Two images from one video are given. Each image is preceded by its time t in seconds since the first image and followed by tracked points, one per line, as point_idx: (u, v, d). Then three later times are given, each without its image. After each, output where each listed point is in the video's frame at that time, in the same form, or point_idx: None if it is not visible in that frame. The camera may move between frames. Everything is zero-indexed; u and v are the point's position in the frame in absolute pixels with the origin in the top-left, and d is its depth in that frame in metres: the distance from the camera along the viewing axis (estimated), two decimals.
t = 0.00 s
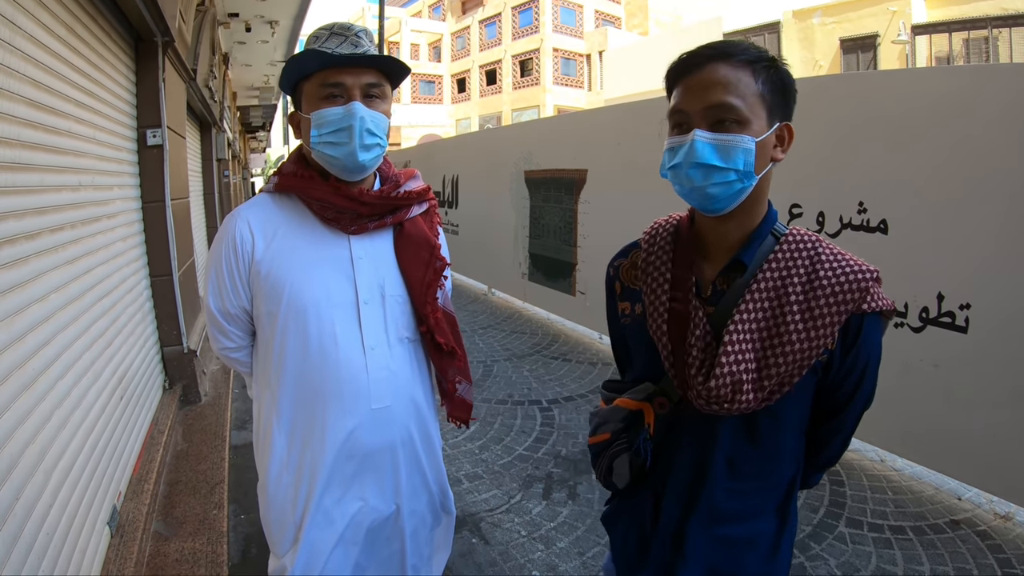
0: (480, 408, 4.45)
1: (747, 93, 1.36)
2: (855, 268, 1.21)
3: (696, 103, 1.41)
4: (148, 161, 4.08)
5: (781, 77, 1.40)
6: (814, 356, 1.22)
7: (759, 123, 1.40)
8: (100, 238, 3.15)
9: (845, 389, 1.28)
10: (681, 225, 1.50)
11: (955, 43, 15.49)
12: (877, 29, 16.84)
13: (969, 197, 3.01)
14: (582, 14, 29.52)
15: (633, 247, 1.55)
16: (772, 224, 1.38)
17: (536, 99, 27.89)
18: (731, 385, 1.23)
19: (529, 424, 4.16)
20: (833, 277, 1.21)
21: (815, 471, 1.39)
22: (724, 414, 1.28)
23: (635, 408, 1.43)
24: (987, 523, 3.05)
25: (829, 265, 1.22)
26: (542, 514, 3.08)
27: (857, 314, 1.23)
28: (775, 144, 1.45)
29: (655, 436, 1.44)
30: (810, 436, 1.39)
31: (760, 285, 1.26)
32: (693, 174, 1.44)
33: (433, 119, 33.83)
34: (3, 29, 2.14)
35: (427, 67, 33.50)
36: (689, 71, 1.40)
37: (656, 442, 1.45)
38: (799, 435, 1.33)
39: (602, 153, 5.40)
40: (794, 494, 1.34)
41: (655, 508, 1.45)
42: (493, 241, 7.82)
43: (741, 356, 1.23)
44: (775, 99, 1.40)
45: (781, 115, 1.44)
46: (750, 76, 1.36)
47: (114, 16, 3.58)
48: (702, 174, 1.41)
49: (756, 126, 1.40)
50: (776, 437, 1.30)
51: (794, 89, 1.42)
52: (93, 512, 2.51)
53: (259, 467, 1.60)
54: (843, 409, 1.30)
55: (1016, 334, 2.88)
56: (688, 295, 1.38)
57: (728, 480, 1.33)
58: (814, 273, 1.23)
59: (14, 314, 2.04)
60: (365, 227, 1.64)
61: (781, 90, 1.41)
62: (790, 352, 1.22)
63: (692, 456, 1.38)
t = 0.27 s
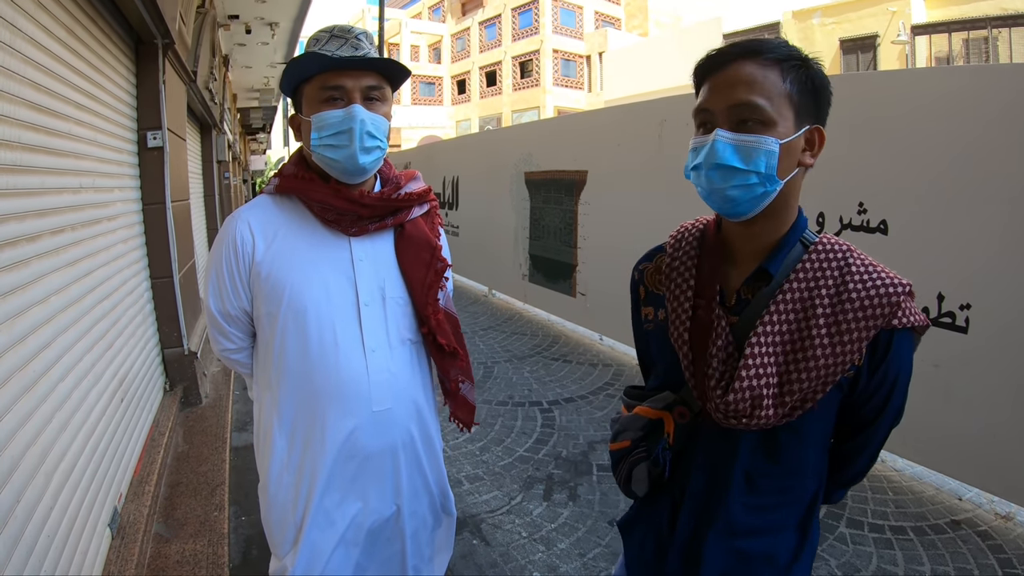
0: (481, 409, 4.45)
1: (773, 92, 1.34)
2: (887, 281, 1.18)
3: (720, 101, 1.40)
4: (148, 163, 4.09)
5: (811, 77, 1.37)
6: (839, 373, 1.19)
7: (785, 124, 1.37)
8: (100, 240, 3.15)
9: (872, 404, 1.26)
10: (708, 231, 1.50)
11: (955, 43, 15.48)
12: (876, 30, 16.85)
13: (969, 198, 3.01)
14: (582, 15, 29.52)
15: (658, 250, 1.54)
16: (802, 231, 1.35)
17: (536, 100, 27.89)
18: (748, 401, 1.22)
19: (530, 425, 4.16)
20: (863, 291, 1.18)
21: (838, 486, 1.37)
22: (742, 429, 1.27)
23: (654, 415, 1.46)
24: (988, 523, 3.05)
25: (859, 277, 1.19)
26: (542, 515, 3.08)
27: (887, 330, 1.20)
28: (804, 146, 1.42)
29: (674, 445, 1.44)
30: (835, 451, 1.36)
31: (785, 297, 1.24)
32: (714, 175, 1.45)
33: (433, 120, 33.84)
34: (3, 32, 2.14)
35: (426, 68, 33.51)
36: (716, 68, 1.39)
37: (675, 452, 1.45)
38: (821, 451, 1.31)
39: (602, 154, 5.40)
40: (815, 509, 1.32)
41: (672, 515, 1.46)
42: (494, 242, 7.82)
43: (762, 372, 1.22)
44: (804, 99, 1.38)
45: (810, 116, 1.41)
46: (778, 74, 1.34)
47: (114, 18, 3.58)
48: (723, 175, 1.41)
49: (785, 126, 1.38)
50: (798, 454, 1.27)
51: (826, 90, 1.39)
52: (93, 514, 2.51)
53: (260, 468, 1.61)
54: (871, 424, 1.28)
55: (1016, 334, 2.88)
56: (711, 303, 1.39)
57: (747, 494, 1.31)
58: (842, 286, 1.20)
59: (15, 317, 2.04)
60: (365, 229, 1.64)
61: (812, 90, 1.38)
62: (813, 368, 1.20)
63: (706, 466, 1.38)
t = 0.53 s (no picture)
0: (481, 411, 4.45)
1: (770, 92, 1.32)
2: (897, 296, 1.14)
3: (719, 101, 1.41)
4: (148, 165, 4.09)
5: (822, 76, 1.32)
6: (840, 390, 1.17)
7: (783, 126, 1.34)
8: (100, 241, 3.15)
9: (883, 421, 1.21)
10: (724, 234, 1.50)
11: (954, 44, 15.47)
12: (876, 31, 16.86)
13: (970, 199, 3.00)
14: (582, 17, 29.55)
15: (674, 251, 1.58)
16: (815, 238, 1.32)
17: (535, 101, 27.90)
18: (741, 412, 1.23)
19: (530, 428, 4.15)
20: (869, 306, 1.15)
21: (853, 501, 1.33)
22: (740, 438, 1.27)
23: (661, 415, 1.50)
24: (988, 524, 3.05)
25: (867, 291, 1.16)
26: (542, 518, 3.08)
27: (896, 349, 1.16)
28: (811, 149, 1.36)
29: (680, 445, 1.46)
30: (851, 465, 1.32)
31: (790, 308, 1.23)
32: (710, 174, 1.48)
33: (432, 121, 33.85)
34: (3, 34, 2.14)
35: (426, 69, 33.53)
36: (724, 67, 1.40)
37: (681, 453, 1.46)
38: (826, 463, 1.28)
39: (602, 156, 5.40)
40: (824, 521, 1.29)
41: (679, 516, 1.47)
42: (494, 243, 7.82)
43: (758, 383, 1.22)
44: (809, 101, 1.33)
45: (821, 117, 1.34)
46: (779, 75, 1.31)
47: (114, 20, 3.58)
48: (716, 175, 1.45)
49: (783, 127, 1.34)
50: (800, 465, 1.26)
51: (835, 95, 1.34)
52: (93, 516, 2.51)
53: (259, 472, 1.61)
54: (884, 440, 1.24)
55: (1017, 335, 2.88)
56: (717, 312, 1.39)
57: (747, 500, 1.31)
58: (849, 300, 1.17)
59: (15, 318, 2.04)
60: (365, 231, 1.64)
61: (819, 90, 1.33)
62: (811, 383, 1.18)
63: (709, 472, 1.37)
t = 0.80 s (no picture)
0: (481, 412, 4.45)
1: (744, 89, 1.35)
2: (882, 292, 1.14)
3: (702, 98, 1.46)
4: (148, 167, 4.09)
5: (805, 76, 1.33)
6: (823, 382, 1.18)
7: (756, 120, 1.36)
8: (100, 243, 3.15)
9: (868, 415, 1.23)
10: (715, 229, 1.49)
11: (955, 45, 15.47)
12: (876, 32, 16.88)
13: (969, 199, 3.01)
14: (582, 19, 29.57)
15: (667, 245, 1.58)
16: (801, 232, 1.33)
17: (535, 102, 27.90)
18: (726, 402, 1.24)
19: (530, 429, 4.15)
20: (853, 301, 1.15)
21: (840, 495, 1.35)
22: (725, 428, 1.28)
23: (649, 408, 1.49)
24: (989, 525, 3.05)
25: (852, 286, 1.16)
26: (543, 519, 3.07)
27: (879, 344, 1.17)
28: (785, 147, 1.35)
29: (668, 438, 1.47)
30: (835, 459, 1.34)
31: (775, 302, 1.24)
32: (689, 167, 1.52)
33: (432, 123, 33.86)
34: (3, 35, 2.15)
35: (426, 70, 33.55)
36: (713, 67, 1.45)
37: (669, 446, 1.47)
38: (810, 457, 1.29)
39: (602, 157, 5.40)
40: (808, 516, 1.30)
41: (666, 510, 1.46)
42: (494, 245, 7.82)
43: (743, 373, 1.23)
44: (785, 98, 1.33)
45: (801, 114, 1.34)
46: (756, 73, 1.35)
47: (114, 21, 3.59)
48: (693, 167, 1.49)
49: (755, 122, 1.36)
50: (783, 460, 1.26)
51: (815, 94, 1.33)
52: (93, 518, 2.51)
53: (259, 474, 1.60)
54: (868, 434, 1.25)
55: (1016, 336, 2.88)
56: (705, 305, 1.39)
57: (732, 496, 1.31)
58: (834, 294, 1.19)
59: (15, 319, 2.04)
60: (365, 233, 1.64)
61: (794, 88, 1.33)
62: (795, 375, 1.19)
63: (695, 465, 1.39)
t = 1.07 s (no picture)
0: (481, 414, 4.45)
1: (727, 88, 1.36)
2: (858, 283, 1.16)
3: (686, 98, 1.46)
4: (148, 167, 4.09)
5: (784, 78, 1.35)
6: (804, 369, 1.19)
7: (739, 118, 1.37)
8: (100, 243, 3.15)
9: (846, 404, 1.24)
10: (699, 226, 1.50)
11: (955, 46, 15.46)
12: (876, 34, 16.88)
13: (968, 199, 3.01)
14: (582, 20, 29.58)
15: (650, 243, 1.58)
16: (781, 228, 1.33)
17: (536, 103, 27.90)
18: (711, 388, 1.23)
19: (530, 430, 4.15)
20: (832, 291, 1.17)
21: (822, 483, 1.37)
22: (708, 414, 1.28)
23: (634, 401, 1.47)
24: (989, 526, 3.05)
25: (831, 277, 1.18)
26: (543, 520, 3.07)
27: (857, 333, 1.19)
28: (766, 143, 1.37)
29: (652, 431, 1.46)
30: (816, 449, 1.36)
31: (757, 293, 1.25)
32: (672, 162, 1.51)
33: (433, 123, 33.87)
34: (4, 35, 2.15)
35: (427, 71, 33.56)
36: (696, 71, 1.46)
37: (653, 439, 1.46)
38: (794, 447, 1.30)
39: (602, 158, 5.40)
40: (789, 506, 1.31)
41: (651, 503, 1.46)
42: (494, 246, 7.82)
43: (726, 360, 1.23)
44: (764, 99, 1.36)
45: (778, 113, 1.37)
46: (738, 75, 1.36)
47: (116, 22, 3.59)
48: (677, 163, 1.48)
49: (736, 119, 1.37)
50: (770, 451, 1.27)
51: (794, 98, 1.36)
52: (93, 518, 2.50)
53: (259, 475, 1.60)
54: (847, 422, 1.26)
55: (1016, 337, 2.88)
56: (689, 297, 1.39)
57: (716, 487, 1.31)
58: (814, 285, 1.20)
59: (15, 319, 2.05)
60: (366, 233, 1.65)
61: (773, 90, 1.35)
62: (776, 362, 1.20)
63: (677, 456, 1.38)
